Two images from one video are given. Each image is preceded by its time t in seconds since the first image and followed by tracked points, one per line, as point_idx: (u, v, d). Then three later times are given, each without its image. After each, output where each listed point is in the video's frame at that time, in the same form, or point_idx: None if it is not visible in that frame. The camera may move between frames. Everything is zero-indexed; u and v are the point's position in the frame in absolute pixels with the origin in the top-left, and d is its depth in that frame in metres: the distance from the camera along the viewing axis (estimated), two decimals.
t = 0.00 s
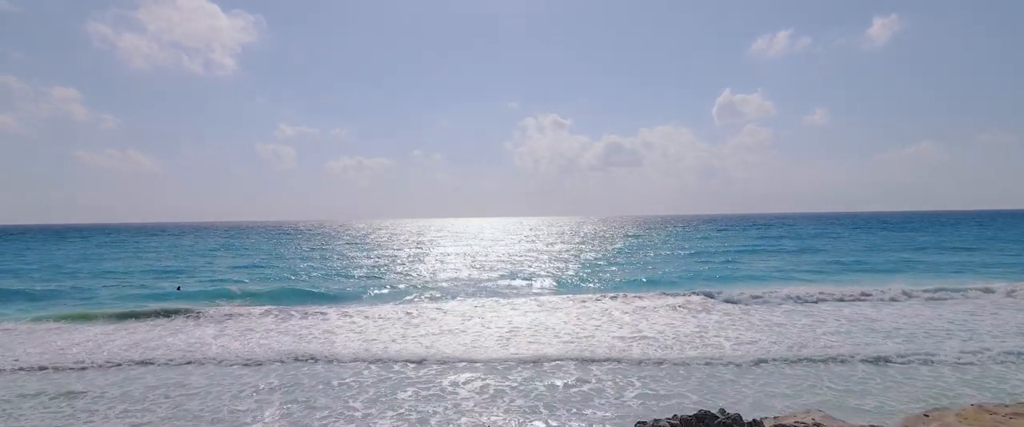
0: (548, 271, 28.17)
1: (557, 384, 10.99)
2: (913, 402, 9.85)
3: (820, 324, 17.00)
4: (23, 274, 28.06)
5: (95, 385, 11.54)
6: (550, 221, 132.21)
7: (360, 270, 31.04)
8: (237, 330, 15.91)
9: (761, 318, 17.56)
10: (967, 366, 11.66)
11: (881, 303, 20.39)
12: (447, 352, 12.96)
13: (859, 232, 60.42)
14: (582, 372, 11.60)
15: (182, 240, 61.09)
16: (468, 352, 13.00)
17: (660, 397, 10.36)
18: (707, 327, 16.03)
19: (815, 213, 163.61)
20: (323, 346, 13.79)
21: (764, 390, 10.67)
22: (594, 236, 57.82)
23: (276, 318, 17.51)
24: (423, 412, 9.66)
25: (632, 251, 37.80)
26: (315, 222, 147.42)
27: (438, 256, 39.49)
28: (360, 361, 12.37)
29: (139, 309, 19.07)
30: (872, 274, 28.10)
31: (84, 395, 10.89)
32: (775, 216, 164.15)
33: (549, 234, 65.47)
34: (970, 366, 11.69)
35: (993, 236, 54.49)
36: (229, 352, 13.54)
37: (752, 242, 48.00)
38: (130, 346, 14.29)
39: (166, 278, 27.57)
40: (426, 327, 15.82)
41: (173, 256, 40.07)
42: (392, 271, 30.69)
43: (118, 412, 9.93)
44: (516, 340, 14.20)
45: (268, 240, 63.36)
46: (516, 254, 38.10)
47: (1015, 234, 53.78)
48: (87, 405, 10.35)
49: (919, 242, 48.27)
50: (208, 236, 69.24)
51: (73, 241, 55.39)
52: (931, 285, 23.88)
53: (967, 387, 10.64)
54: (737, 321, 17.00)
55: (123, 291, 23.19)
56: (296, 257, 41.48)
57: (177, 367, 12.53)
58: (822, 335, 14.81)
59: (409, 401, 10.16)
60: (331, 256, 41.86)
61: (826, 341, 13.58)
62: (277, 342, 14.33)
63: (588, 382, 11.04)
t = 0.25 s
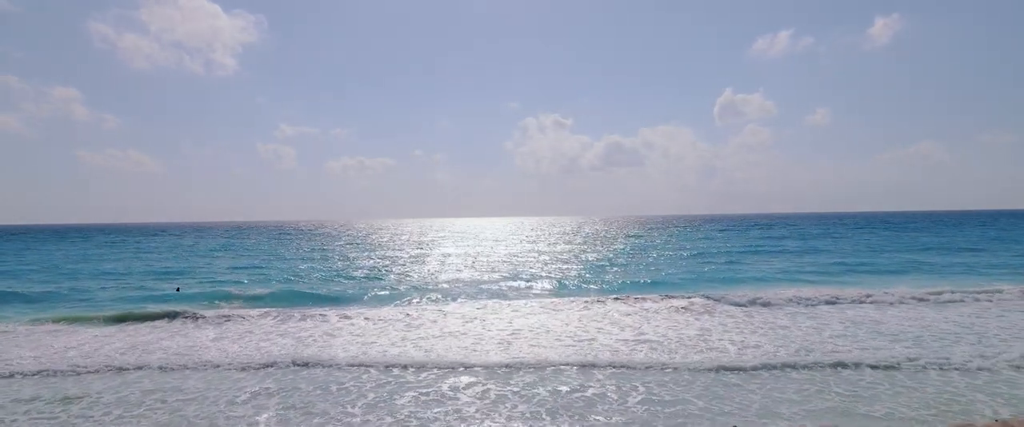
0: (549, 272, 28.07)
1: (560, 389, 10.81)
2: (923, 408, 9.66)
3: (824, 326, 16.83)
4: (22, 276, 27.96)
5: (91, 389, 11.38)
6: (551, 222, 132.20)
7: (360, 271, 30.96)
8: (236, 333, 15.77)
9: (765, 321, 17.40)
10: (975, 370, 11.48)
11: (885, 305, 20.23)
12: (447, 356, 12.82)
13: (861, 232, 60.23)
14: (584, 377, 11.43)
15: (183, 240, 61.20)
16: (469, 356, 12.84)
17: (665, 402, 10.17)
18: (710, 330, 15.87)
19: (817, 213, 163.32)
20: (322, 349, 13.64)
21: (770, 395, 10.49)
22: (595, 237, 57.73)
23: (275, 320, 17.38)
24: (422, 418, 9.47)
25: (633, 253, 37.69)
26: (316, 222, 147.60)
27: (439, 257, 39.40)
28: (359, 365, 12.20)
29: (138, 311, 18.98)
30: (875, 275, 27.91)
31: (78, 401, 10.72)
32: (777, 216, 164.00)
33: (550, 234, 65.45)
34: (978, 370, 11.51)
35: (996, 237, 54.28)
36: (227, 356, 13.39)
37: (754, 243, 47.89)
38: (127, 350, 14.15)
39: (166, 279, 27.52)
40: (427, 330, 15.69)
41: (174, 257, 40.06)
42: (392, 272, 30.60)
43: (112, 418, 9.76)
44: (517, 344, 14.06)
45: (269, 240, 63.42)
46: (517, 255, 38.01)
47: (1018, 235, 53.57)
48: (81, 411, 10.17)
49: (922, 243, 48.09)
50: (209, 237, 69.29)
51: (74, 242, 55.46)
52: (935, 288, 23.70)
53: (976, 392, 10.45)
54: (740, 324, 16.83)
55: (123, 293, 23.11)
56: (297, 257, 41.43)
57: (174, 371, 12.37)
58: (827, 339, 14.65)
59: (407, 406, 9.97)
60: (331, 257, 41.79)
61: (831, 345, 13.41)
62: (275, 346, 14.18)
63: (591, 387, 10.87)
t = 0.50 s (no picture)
0: (550, 273, 27.95)
1: (563, 393, 10.63)
2: (932, 413, 9.49)
3: (828, 329, 16.68)
4: (21, 277, 27.83)
5: (87, 393, 11.21)
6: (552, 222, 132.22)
7: (360, 272, 30.88)
8: (234, 335, 15.64)
9: (768, 323, 17.24)
10: (984, 374, 11.31)
11: (889, 307, 20.07)
12: (448, 360, 12.67)
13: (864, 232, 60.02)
14: (587, 381, 11.26)
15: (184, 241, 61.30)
16: (469, 360, 12.69)
17: (669, 407, 9.99)
18: (713, 333, 15.71)
19: (819, 213, 163.09)
20: (321, 352, 13.50)
21: (777, 400, 10.30)
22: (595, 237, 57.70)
23: (274, 322, 17.24)
24: (421, 423, 9.28)
25: (634, 253, 37.54)
26: (317, 223, 147.82)
27: (439, 257, 39.32)
28: (359, 370, 12.03)
29: (137, 312, 18.86)
30: (878, 276, 27.76)
31: (73, 405, 10.54)
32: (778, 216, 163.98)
33: (551, 235, 65.35)
34: (987, 374, 11.34)
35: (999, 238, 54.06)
36: (226, 359, 13.25)
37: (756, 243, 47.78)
38: (125, 353, 14.00)
39: (165, 280, 27.42)
40: (427, 332, 15.55)
41: (174, 257, 40.02)
42: (392, 273, 30.50)
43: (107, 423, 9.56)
44: (518, 347, 13.92)
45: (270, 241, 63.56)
46: (518, 255, 37.87)
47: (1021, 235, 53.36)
48: (76, 416, 10.00)
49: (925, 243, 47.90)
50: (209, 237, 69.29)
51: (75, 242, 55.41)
52: (939, 289, 23.53)
53: (986, 397, 10.28)
54: (743, 326, 16.67)
55: (122, 294, 22.99)
56: (297, 258, 41.35)
57: (171, 375, 12.21)
58: (830, 342, 14.50)
59: (406, 411, 9.80)
60: (332, 258, 41.70)
61: (836, 349, 13.23)
62: (274, 349, 14.03)
63: (594, 392, 10.68)
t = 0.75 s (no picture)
0: (551, 275, 27.79)
1: (565, 399, 10.45)
2: (943, 419, 9.30)
3: (832, 332, 16.49)
4: (19, 278, 27.70)
5: (83, 398, 11.05)
6: (553, 222, 132.00)
7: (360, 273, 30.75)
8: (233, 338, 15.50)
9: (772, 326, 17.06)
10: (993, 379, 11.12)
11: (894, 309, 19.88)
12: (448, 365, 12.51)
13: (866, 233, 59.81)
14: (590, 386, 11.09)
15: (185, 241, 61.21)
16: (470, 364, 12.53)
17: (674, 413, 9.81)
18: (717, 336, 15.53)
19: (821, 213, 163.15)
20: (320, 356, 13.34)
21: (783, 406, 10.12)
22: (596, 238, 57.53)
23: (274, 325, 17.08)
24: None
25: (635, 254, 37.39)
26: (318, 223, 147.74)
27: (440, 258, 39.18)
28: (358, 374, 11.86)
29: (136, 315, 18.74)
30: (882, 278, 27.56)
31: (69, 410, 10.38)
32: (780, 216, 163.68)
33: (552, 235, 65.14)
34: (997, 379, 11.13)
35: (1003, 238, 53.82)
36: (224, 363, 13.09)
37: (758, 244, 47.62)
38: (122, 356, 13.86)
39: (165, 281, 27.31)
40: (427, 335, 15.39)
41: (174, 258, 39.95)
42: (393, 274, 30.36)
43: None
44: (520, 351, 13.76)
45: (270, 241, 63.45)
46: (519, 256, 37.72)
47: None
48: (70, 421, 9.83)
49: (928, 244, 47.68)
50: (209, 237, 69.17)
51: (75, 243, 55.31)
52: (944, 291, 23.34)
53: (997, 402, 10.08)
54: (747, 329, 16.49)
55: (121, 296, 22.89)
56: (298, 259, 41.25)
57: (168, 379, 12.06)
58: (836, 346, 14.32)
59: (405, 417, 9.62)
60: (333, 259, 41.58)
61: (842, 354, 13.06)
62: (273, 352, 13.87)
63: (598, 398, 10.51)
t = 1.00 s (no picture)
0: (552, 276, 27.65)
1: (568, 404, 10.28)
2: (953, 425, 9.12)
3: (837, 334, 16.33)
4: (18, 279, 27.61)
5: (79, 402, 10.90)
6: (554, 222, 131.93)
7: (360, 274, 30.64)
8: (233, 341, 15.36)
9: (776, 329, 16.90)
10: (1003, 384, 10.95)
11: (898, 312, 19.72)
12: (449, 368, 12.36)
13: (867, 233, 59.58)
14: (594, 391, 10.93)
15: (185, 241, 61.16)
16: (470, 368, 12.37)
17: (680, 419, 9.64)
18: (720, 339, 15.38)
19: (822, 213, 162.95)
20: (319, 359, 13.21)
21: (791, 411, 9.94)
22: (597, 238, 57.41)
23: (273, 327, 16.94)
24: None
25: (636, 255, 37.27)
26: (318, 223, 147.72)
27: (441, 258, 39.09)
28: (358, 379, 11.69)
29: (136, 316, 18.64)
30: (884, 279, 27.41)
31: (65, 415, 10.22)
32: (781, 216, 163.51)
33: (552, 235, 65.03)
34: (1007, 384, 10.95)
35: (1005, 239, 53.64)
36: (222, 366, 12.95)
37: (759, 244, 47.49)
38: (120, 359, 13.72)
39: (164, 282, 27.21)
40: (428, 337, 15.25)
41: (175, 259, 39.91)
42: (393, 275, 30.25)
43: None
44: (521, 354, 13.61)
45: (271, 241, 63.39)
46: (520, 257, 37.59)
47: None
48: None
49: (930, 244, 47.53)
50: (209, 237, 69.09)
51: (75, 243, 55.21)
52: (948, 292, 23.19)
53: (1007, 408, 9.91)
54: (750, 332, 16.34)
55: (121, 297, 22.79)
56: (298, 259, 41.19)
57: (166, 383, 11.91)
58: (841, 349, 14.17)
59: (405, 423, 9.45)
60: (333, 259, 41.49)
61: (848, 358, 12.89)
62: (272, 356, 13.73)
63: (602, 403, 10.34)
